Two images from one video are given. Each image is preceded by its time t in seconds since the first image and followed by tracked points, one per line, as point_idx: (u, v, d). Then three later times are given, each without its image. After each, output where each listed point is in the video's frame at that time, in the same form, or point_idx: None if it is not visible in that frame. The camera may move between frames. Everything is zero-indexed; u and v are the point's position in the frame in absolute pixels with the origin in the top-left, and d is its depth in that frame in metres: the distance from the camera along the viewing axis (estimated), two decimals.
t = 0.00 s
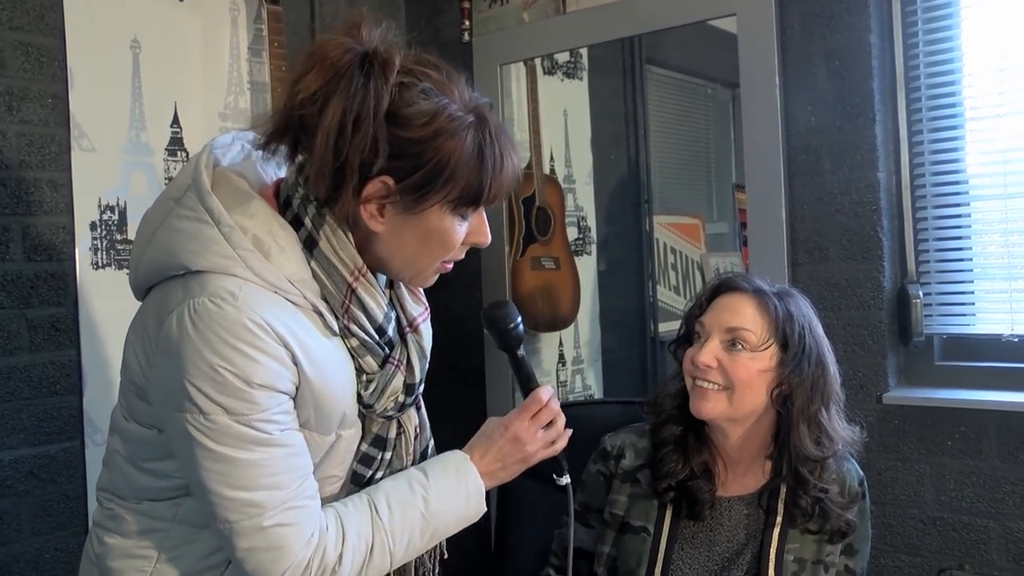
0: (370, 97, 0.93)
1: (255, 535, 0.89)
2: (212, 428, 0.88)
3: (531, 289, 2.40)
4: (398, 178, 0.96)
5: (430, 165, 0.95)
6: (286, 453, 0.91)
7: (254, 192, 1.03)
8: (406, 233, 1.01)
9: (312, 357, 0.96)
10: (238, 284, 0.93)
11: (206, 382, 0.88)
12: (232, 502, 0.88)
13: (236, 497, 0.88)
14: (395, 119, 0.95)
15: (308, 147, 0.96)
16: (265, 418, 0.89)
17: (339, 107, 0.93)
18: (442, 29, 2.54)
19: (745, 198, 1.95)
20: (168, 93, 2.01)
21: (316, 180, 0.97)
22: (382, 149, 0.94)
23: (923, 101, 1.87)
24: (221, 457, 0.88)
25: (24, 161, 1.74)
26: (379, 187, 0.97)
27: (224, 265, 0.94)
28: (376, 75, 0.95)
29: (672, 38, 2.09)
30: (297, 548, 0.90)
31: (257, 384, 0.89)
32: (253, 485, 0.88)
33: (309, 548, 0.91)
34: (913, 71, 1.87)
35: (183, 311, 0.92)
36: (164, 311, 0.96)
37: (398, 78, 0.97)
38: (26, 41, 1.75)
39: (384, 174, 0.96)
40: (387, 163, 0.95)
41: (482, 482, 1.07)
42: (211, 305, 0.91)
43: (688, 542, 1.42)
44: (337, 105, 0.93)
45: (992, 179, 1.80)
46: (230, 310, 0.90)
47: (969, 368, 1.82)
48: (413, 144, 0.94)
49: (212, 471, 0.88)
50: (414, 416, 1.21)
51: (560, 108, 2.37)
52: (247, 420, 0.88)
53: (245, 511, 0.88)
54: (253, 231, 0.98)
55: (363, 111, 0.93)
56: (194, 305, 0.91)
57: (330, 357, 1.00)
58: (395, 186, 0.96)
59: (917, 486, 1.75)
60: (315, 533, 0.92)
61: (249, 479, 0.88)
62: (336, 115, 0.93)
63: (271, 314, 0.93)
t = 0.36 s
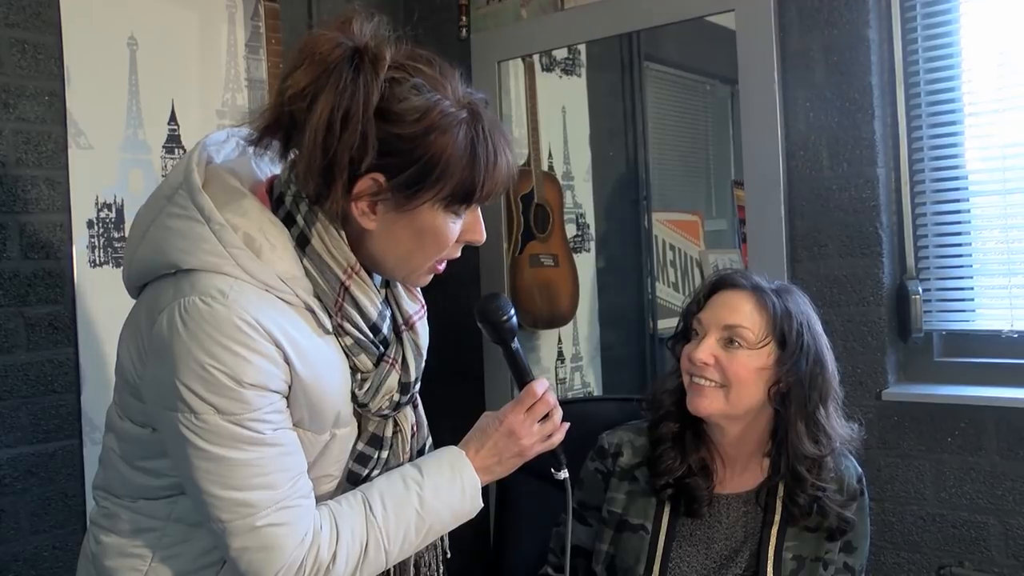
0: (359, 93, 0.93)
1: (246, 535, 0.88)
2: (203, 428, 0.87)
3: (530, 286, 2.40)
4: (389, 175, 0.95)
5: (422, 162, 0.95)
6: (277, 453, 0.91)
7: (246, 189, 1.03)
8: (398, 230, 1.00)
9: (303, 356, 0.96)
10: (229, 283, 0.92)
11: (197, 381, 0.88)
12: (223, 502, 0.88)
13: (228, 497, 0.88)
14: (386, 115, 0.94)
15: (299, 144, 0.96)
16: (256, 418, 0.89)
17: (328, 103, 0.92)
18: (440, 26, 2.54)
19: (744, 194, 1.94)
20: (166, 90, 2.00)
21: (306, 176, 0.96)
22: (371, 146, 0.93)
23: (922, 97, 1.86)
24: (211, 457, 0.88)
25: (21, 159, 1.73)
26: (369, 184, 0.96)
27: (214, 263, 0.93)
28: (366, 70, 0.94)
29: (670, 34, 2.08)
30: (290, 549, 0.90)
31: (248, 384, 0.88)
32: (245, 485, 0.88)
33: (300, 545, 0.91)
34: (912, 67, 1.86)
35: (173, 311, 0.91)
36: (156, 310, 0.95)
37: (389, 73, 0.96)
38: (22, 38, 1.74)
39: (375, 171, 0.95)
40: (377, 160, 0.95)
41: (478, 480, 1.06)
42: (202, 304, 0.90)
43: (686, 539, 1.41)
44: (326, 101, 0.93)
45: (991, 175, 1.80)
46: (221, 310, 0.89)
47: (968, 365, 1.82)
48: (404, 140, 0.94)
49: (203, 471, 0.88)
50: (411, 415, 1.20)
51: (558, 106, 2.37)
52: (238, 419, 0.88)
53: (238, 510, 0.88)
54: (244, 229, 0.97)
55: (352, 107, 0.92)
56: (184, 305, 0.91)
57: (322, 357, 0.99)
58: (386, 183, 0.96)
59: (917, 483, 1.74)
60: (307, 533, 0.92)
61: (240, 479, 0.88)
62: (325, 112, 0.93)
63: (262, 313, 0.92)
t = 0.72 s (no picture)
0: (361, 91, 0.92)
1: (241, 535, 0.88)
2: (198, 427, 0.87)
3: (530, 285, 2.41)
4: (390, 175, 0.95)
5: (422, 161, 0.95)
6: (274, 454, 0.90)
7: (245, 187, 1.03)
8: (398, 229, 1.00)
9: (300, 356, 0.95)
10: (225, 282, 0.92)
11: (192, 380, 0.87)
12: (219, 502, 0.88)
13: (223, 497, 0.88)
14: (387, 114, 0.94)
15: (300, 143, 0.96)
16: (252, 418, 0.89)
17: (329, 102, 0.92)
18: (440, 23, 2.53)
19: (744, 193, 1.94)
20: (166, 88, 2.00)
21: (306, 175, 0.96)
22: (373, 145, 0.93)
23: (923, 96, 1.86)
24: (206, 456, 0.87)
25: (20, 157, 1.73)
26: (370, 184, 0.96)
27: (211, 262, 0.93)
28: (367, 69, 0.94)
29: (671, 32, 2.08)
30: (285, 550, 0.90)
31: (244, 383, 0.88)
32: (240, 485, 0.88)
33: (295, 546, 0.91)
34: (913, 65, 1.86)
35: (170, 309, 0.91)
36: (152, 308, 0.95)
37: (391, 72, 0.96)
38: (22, 36, 1.73)
39: (376, 170, 0.95)
40: (378, 160, 0.95)
41: (474, 480, 1.06)
42: (198, 303, 0.90)
43: (686, 538, 1.41)
44: (328, 99, 0.92)
45: (992, 174, 1.79)
46: (217, 309, 0.89)
47: (968, 364, 1.82)
48: (405, 139, 0.94)
49: (199, 470, 0.88)
50: (409, 415, 1.20)
51: (558, 104, 2.37)
52: (234, 419, 0.87)
53: (234, 510, 0.88)
54: (241, 228, 0.97)
55: (354, 106, 0.92)
56: (181, 303, 0.91)
57: (319, 358, 0.99)
58: (387, 182, 0.96)
59: (917, 482, 1.74)
60: (303, 533, 0.92)
61: (236, 479, 0.88)
62: (326, 110, 0.92)
63: (259, 312, 0.92)
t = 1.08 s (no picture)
0: (359, 90, 0.93)
1: (234, 536, 0.89)
2: (191, 428, 0.87)
3: (528, 284, 2.40)
4: (386, 174, 0.95)
5: (418, 161, 0.95)
6: (266, 454, 0.90)
7: (239, 187, 1.03)
8: (393, 229, 1.00)
9: (293, 357, 0.95)
10: (218, 282, 0.92)
11: (185, 381, 0.88)
12: (211, 503, 0.88)
13: (215, 498, 0.88)
14: (384, 113, 0.94)
15: (296, 141, 0.96)
16: (245, 418, 0.89)
17: (326, 100, 0.92)
18: (439, 23, 2.53)
19: (743, 193, 1.94)
20: (164, 88, 2.00)
21: (303, 174, 0.96)
22: (369, 143, 0.93)
23: (921, 95, 1.86)
24: (199, 457, 0.88)
25: (19, 157, 1.73)
26: (366, 183, 0.96)
27: (203, 262, 0.93)
28: (365, 67, 0.94)
29: (670, 32, 2.08)
30: (277, 550, 0.90)
31: (236, 384, 0.88)
32: (233, 486, 0.88)
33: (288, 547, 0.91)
34: (911, 65, 1.86)
35: (163, 310, 0.91)
36: (146, 309, 0.95)
37: (388, 71, 0.96)
38: (21, 36, 1.73)
39: (372, 169, 0.95)
40: (375, 158, 0.95)
41: (468, 480, 1.06)
42: (191, 304, 0.90)
43: (683, 538, 1.41)
44: (325, 97, 0.92)
45: (990, 174, 1.79)
46: (210, 310, 0.89)
47: (966, 364, 1.82)
48: (401, 138, 0.94)
49: (191, 471, 0.88)
50: (403, 416, 1.21)
51: (557, 104, 2.37)
52: (226, 419, 0.88)
53: (227, 511, 0.88)
54: (235, 228, 0.97)
55: (351, 104, 0.92)
56: (173, 304, 0.91)
57: (312, 359, 0.99)
58: (383, 182, 0.96)
59: (916, 481, 1.75)
60: (296, 534, 0.92)
61: (228, 480, 0.88)
62: (323, 108, 0.93)
63: (252, 313, 0.92)
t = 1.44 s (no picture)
0: (359, 94, 0.93)
1: (235, 540, 0.89)
2: (192, 433, 0.88)
3: (529, 288, 2.43)
4: (385, 178, 0.96)
5: (418, 165, 0.95)
6: (267, 460, 0.91)
7: (239, 193, 1.03)
8: (393, 232, 1.00)
9: (293, 362, 0.96)
10: (218, 287, 0.92)
11: (186, 386, 0.88)
12: (212, 508, 0.88)
13: (216, 503, 0.88)
14: (384, 118, 0.94)
15: (296, 146, 0.96)
16: (246, 423, 0.89)
17: (326, 104, 0.93)
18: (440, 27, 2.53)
19: (743, 196, 1.94)
20: (166, 93, 2.01)
21: (303, 178, 0.96)
22: (369, 147, 0.94)
23: (921, 99, 1.86)
24: (199, 462, 0.88)
25: (21, 162, 1.74)
26: (366, 187, 0.96)
27: (203, 268, 0.93)
28: (365, 72, 0.95)
29: (670, 36, 2.08)
30: (278, 555, 0.90)
31: (237, 390, 0.89)
32: (234, 490, 0.88)
33: (289, 552, 0.91)
34: (911, 69, 1.87)
35: (164, 316, 0.92)
36: (146, 314, 0.96)
37: (388, 76, 0.97)
38: (23, 41, 1.74)
39: (371, 173, 0.96)
40: (374, 162, 0.95)
41: (469, 485, 1.06)
42: (191, 309, 0.90)
43: (684, 541, 1.42)
44: (325, 101, 0.93)
45: (990, 177, 1.80)
46: (210, 316, 0.90)
47: (966, 367, 1.82)
48: (401, 142, 0.94)
49: (192, 476, 0.88)
50: (404, 420, 1.21)
51: (558, 108, 2.37)
52: (227, 425, 0.88)
53: (228, 516, 0.88)
54: (235, 234, 0.98)
55: (350, 109, 0.93)
56: (174, 310, 0.91)
57: (312, 364, 0.99)
58: (383, 186, 0.96)
59: (917, 484, 1.74)
60: (296, 539, 0.92)
61: (229, 485, 0.88)
62: (323, 113, 0.93)
63: (252, 318, 0.92)
